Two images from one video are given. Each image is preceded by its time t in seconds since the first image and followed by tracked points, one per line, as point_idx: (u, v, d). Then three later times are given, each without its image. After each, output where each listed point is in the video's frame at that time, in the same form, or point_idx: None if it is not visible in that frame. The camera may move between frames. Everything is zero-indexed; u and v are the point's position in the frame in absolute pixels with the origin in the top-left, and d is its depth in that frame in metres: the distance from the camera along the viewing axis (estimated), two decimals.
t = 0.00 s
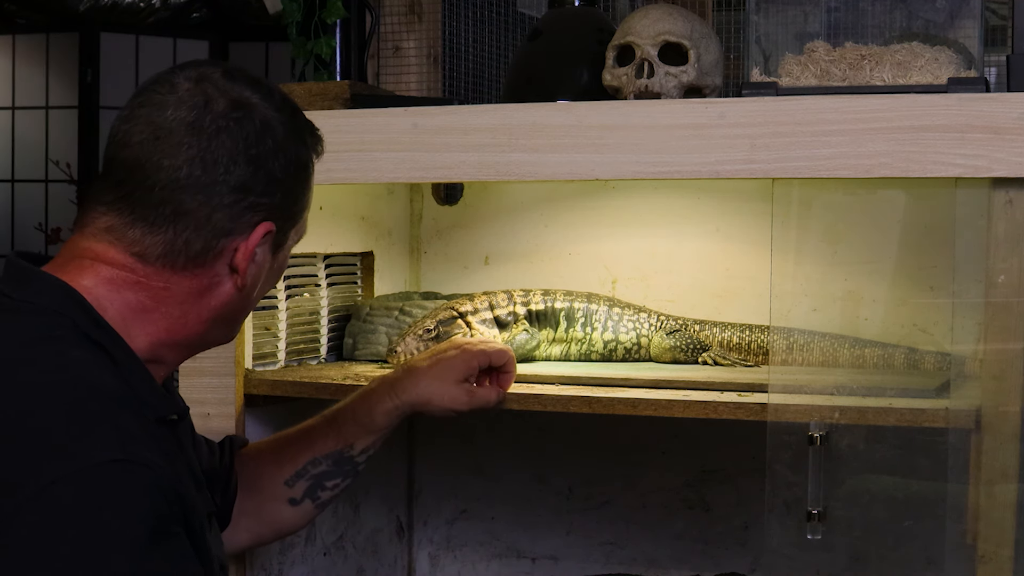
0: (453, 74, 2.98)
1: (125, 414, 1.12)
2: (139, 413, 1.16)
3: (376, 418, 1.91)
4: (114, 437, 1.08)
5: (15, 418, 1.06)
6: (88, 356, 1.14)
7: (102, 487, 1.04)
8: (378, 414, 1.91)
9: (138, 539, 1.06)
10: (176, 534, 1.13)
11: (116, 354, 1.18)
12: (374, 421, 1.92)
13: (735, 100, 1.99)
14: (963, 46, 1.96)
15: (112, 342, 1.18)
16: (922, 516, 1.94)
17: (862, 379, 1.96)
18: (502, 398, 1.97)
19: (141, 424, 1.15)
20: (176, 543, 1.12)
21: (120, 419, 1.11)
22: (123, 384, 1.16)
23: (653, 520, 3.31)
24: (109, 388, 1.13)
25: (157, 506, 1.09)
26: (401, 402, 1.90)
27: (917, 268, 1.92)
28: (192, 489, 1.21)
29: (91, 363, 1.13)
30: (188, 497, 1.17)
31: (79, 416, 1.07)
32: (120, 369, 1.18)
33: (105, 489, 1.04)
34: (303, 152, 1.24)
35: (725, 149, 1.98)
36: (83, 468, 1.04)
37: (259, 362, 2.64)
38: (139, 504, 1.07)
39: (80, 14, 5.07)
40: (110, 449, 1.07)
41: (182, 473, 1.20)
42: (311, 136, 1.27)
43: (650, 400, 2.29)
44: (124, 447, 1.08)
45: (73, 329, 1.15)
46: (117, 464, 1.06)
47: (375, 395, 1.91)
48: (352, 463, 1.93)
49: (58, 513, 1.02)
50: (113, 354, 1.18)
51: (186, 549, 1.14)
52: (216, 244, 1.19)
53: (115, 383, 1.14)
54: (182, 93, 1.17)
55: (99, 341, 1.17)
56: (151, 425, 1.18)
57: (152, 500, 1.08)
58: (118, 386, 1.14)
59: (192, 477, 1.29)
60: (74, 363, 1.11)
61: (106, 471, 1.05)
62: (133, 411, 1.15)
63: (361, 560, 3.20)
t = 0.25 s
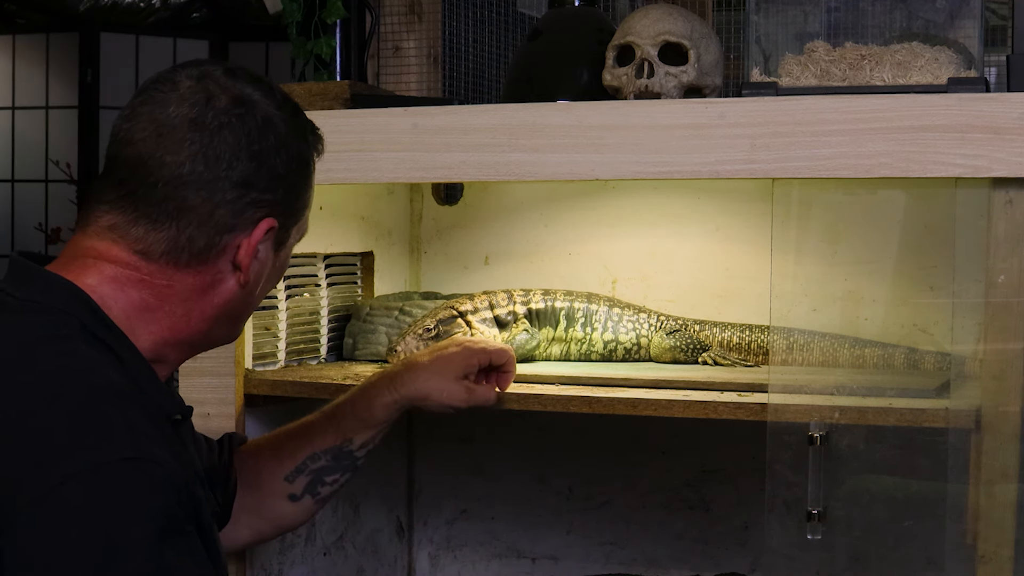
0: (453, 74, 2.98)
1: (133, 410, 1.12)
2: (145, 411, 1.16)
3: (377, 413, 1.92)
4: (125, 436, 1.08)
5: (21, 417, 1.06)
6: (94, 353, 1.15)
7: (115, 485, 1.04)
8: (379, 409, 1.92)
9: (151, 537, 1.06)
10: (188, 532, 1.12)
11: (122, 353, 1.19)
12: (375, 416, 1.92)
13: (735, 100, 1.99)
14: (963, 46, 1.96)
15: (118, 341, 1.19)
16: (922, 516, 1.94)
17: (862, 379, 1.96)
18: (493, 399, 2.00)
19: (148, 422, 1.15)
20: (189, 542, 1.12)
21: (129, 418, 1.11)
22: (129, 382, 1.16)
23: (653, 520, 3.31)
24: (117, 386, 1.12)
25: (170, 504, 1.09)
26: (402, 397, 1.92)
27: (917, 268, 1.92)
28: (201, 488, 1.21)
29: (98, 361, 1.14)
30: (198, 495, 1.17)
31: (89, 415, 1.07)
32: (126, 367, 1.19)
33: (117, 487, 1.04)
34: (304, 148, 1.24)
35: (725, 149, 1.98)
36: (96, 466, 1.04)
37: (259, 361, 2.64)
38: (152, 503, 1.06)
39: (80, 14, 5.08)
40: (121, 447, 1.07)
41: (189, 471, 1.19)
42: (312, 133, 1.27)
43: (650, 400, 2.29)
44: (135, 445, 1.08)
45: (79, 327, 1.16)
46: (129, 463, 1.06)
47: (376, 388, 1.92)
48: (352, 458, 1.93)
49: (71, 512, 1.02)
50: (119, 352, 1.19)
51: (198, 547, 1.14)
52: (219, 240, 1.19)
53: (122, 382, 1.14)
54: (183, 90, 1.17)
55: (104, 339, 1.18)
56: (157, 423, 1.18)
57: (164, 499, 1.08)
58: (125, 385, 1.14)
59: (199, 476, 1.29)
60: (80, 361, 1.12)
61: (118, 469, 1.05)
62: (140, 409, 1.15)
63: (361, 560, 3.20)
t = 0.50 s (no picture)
0: (453, 74, 2.98)
1: (132, 409, 1.13)
2: (145, 410, 1.16)
3: (377, 415, 1.92)
4: (124, 435, 1.08)
5: (21, 416, 1.06)
6: (93, 352, 1.14)
7: (114, 485, 1.04)
8: (379, 411, 1.92)
9: (151, 536, 1.06)
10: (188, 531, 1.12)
11: (121, 352, 1.18)
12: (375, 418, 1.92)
13: (735, 100, 1.99)
14: (963, 46, 1.96)
15: (117, 341, 1.19)
16: (922, 516, 1.94)
17: (862, 379, 1.96)
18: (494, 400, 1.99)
19: (148, 422, 1.15)
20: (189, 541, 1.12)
21: (129, 417, 1.11)
22: (128, 381, 1.16)
23: (652, 520, 3.31)
24: (116, 386, 1.13)
25: (169, 504, 1.09)
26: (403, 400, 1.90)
27: (917, 268, 1.92)
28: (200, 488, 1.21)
29: (97, 361, 1.14)
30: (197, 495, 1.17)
31: (88, 414, 1.07)
32: (126, 367, 1.18)
33: (116, 487, 1.04)
34: (300, 144, 1.24)
35: (725, 149, 1.98)
36: (95, 466, 1.04)
37: (259, 361, 2.64)
38: (151, 502, 1.06)
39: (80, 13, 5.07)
40: (120, 446, 1.07)
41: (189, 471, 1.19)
42: (307, 129, 1.27)
43: (650, 400, 2.29)
44: (134, 445, 1.08)
45: (77, 327, 1.16)
46: (128, 462, 1.06)
47: (375, 391, 1.92)
48: (352, 461, 1.93)
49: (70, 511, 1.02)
50: (118, 352, 1.18)
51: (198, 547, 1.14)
52: (216, 237, 1.19)
53: (121, 381, 1.14)
54: (178, 87, 1.17)
55: (103, 339, 1.17)
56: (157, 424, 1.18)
57: (163, 498, 1.08)
58: (125, 384, 1.14)
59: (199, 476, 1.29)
60: (79, 360, 1.11)
61: (116, 469, 1.05)
62: (141, 409, 1.14)
63: (361, 560, 3.20)
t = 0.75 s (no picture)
0: (453, 74, 2.98)
1: (125, 409, 1.12)
2: (138, 410, 1.16)
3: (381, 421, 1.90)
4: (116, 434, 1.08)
5: (14, 416, 1.06)
6: (86, 351, 1.15)
7: (105, 484, 1.04)
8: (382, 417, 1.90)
9: (142, 536, 1.06)
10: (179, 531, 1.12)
11: (114, 351, 1.19)
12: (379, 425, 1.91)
13: (734, 100, 1.99)
14: (963, 46, 1.96)
15: (110, 339, 1.19)
16: (922, 516, 1.94)
17: (862, 379, 1.96)
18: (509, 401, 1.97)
19: (141, 421, 1.15)
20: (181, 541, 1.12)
21: (121, 416, 1.11)
22: (121, 380, 1.17)
23: (652, 520, 3.32)
24: (110, 384, 1.13)
25: (160, 504, 1.09)
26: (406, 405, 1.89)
27: (917, 268, 1.92)
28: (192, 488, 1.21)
29: (91, 360, 1.14)
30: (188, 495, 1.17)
31: (79, 414, 1.07)
32: (120, 366, 1.18)
33: (108, 486, 1.04)
34: (290, 139, 1.24)
35: (725, 149, 1.98)
36: (86, 465, 1.04)
37: (259, 361, 2.64)
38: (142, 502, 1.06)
39: (80, 13, 5.06)
40: (111, 446, 1.07)
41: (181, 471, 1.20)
42: (298, 126, 1.27)
43: (650, 400, 2.29)
44: (125, 444, 1.08)
45: (70, 327, 1.16)
46: (118, 461, 1.06)
47: (380, 397, 1.90)
48: (354, 467, 1.92)
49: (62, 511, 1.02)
50: (112, 351, 1.18)
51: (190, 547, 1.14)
52: (207, 233, 1.19)
53: (114, 380, 1.14)
54: (167, 84, 1.17)
55: (96, 338, 1.17)
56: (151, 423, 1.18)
57: (154, 498, 1.08)
58: (118, 384, 1.14)
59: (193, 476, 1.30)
60: (71, 359, 1.11)
61: (107, 468, 1.05)
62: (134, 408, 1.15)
63: (361, 560, 3.20)
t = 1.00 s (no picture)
0: (453, 74, 2.98)
1: (115, 407, 1.07)
2: (130, 408, 1.11)
3: (383, 430, 1.90)
4: (103, 434, 1.03)
5: None
6: (76, 350, 1.10)
7: (92, 487, 0.99)
8: (384, 427, 1.90)
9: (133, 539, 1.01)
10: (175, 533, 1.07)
11: (106, 350, 1.14)
12: (381, 435, 1.90)
13: (735, 100, 1.99)
14: (963, 46, 1.96)
15: (102, 339, 1.15)
16: (922, 516, 1.94)
17: (862, 379, 1.96)
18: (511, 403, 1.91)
19: (132, 420, 1.10)
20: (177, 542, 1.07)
21: (110, 415, 1.06)
22: (111, 378, 1.12)
23: (652, 520, 3.32)
24: (97, 382, 1.08)
25: (150, 505, 1.04)
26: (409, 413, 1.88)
27: (917, 268, 1.92)
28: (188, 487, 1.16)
29: (80, 359, 1.09)
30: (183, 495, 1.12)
31: (64, 415, 1.03)
32: (112, 366, 1.14)
33: (96, 489, 0.99)
34: (280, 130, 1.20)
35: (726, 149, 1.98)
36: (73, 467, 0.99)
37: (259, 361, 2.64)
38: (132, 504, 1.02)
39: (80, 14, 5.06)
40: (98, 447, 1.02)
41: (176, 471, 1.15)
42: (289, 117, 1.23)
43: (650, 400, 2.29)
44: (112, 444, 1.03)
45: (60, 326, 1.11)
46: (106, 463, 1.01)
47: (382, 407, 1.90)
48: (358, 476, 1.92)
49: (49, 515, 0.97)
50: (103, 350, 1.14)
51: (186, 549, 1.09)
52: (196, 227, 1.15)
53: (102, 378, 1.09)
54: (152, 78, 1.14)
55: (86, 337, 1.13)
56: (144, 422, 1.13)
57: (144, 500, 1.03)
58: (106, 382, 1.09)
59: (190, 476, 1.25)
60: (57, 359, 1.07)
61: (94, 470, 1.00)
62: (124, 407, 1.10)
63: (361, 560, 3.19)
